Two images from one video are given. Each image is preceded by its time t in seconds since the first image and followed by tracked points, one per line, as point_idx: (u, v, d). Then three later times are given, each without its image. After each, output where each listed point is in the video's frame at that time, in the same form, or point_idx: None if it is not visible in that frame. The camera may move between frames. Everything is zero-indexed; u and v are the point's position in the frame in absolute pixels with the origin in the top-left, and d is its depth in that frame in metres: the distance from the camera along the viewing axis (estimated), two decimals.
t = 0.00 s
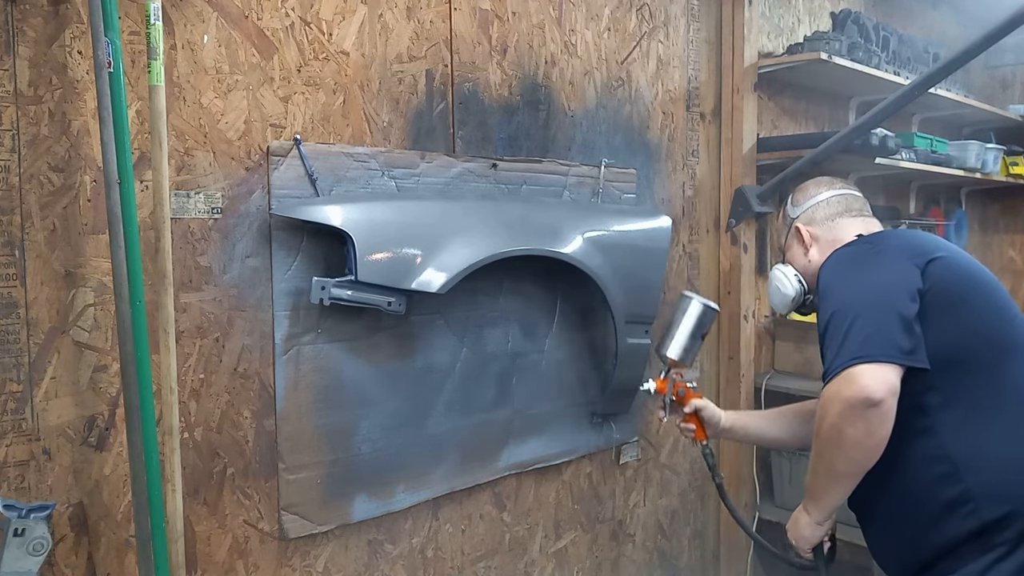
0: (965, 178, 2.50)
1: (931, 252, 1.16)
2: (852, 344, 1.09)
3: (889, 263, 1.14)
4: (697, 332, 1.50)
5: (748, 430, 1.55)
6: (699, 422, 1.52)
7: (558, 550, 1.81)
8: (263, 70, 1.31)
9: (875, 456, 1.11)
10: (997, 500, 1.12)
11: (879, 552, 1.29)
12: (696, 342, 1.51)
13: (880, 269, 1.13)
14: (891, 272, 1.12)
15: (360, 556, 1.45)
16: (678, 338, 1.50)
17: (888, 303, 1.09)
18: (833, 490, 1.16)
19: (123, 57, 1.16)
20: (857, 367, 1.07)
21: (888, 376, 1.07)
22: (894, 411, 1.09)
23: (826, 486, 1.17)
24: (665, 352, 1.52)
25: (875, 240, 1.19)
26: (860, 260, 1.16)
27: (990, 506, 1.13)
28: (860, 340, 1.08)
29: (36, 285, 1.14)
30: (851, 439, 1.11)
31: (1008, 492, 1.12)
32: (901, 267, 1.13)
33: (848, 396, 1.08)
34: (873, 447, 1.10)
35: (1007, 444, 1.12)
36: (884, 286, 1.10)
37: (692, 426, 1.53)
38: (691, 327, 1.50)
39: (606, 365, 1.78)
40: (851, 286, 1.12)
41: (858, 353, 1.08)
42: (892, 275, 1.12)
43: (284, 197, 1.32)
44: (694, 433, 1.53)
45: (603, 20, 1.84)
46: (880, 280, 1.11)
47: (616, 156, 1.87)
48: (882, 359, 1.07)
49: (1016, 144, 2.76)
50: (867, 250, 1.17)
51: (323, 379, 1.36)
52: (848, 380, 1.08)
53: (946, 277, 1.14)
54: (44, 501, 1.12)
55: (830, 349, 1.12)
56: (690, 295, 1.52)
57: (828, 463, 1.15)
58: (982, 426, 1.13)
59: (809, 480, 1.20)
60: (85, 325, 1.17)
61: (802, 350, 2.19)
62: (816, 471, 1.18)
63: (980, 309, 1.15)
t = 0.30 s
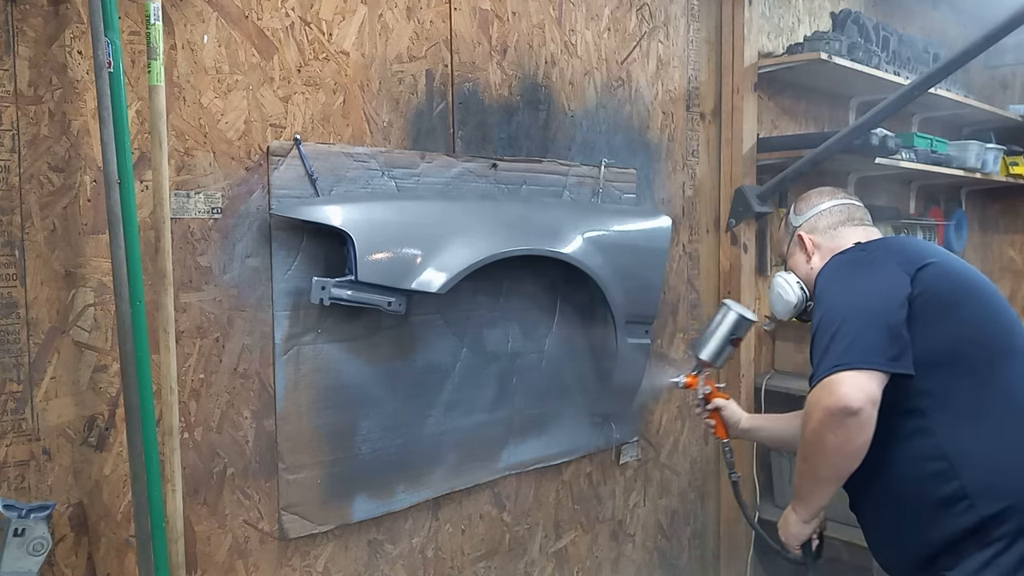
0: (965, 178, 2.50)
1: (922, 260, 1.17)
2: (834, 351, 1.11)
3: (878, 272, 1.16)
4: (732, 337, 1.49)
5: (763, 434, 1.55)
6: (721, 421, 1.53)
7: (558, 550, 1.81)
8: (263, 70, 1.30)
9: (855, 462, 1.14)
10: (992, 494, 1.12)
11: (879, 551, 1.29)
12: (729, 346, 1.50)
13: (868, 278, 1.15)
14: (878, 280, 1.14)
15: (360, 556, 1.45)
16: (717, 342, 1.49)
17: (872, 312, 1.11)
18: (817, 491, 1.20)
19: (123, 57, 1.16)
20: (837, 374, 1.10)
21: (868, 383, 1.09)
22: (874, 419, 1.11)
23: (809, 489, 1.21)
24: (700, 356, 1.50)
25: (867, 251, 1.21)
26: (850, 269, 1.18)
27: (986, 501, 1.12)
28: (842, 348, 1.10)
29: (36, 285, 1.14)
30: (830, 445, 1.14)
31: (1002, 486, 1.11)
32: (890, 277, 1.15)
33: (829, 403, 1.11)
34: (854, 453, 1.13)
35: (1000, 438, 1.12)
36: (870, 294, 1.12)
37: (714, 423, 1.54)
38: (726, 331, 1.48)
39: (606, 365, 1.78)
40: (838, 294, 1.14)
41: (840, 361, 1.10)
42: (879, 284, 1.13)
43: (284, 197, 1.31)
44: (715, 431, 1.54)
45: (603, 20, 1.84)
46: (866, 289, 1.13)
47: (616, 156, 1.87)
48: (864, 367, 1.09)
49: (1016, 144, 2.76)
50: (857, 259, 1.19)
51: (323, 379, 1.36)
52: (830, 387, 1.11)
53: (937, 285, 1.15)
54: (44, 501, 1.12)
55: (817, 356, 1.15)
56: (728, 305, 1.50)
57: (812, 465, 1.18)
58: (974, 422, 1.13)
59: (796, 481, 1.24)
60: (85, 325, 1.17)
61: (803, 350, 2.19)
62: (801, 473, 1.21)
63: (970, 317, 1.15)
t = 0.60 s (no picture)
0: (965, 178, 2.50)
1: (912, 267, 1.18)
2: (818, 359, 1.14)
3: (866, 279, 1.17)
4: (766, 337, 1.65)
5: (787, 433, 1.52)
6: (755, 415, 1.57)
7: (558, 550, 1.81)
8: (263, 70, 1.31)
9: (837, 468, 1.17)
10: (987, 493, 1.12)
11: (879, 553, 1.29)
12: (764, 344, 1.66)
13: (855, 286, 1.16)
14: (865, 287, 1.16)
15: (360, 556, 1.45)
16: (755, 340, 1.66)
17: (855, 319, 1.13)
18: (802, 494, 1.24)
19: (122, 57, 1.16)
20: (819, 382, 1.13)
21: (850, 389, 1.11)
22: (857, 426, 1.14)
23: (794, 490, 1.25)
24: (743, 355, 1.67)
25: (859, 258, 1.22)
26: (839, 276, 1.19)
27: (981, 500, 1.12)
28: (825, 355, 1.13)
29: (36, 285, 1.14)
30: (812, 452, 1.17)
31: (998, 483, 1.11)
32: (878, 284, 1.16)
33: (811, 409, 1.14)
34: (835, 459, 1.16)
35: (994, 437, 1.12)
36: (855, 302, 1.14)
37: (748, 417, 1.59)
38: (761, 331, 1.65)
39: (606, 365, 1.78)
40: (824, 302, 1.16)
41: (823, 367, 1.13)
42: (866, 291, 1.15)
43: (284, 197, 1.31)
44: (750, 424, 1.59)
45: (603, 20, 1.84)
46: (851, 296, 1.15)
47: (616, 156, 1.87)
48: (846, 373, 1.11)
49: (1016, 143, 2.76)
50: (846, 267, 1.21)
51: (323, 379, 1.36)
52: (814, 393, 1.14)
53: (927, 291, 1.15)
54: (44, 501, 1.12)
55: (804, 362, 1.18)
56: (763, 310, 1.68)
57: (795, 469, 1.22)
58: (967, 421, 1.13)
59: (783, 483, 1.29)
60: (85, 325, 1.17)
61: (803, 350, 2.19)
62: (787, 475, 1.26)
63: (962, 322, 1.15)
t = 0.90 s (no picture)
0: (965, 178, 2.50)
1: (908, 268, 1.18)
2: (817, 362, 1.15)
3: (862, 281, 1.17)
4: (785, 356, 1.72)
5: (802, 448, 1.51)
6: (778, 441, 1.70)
7: (558, 550, 1.81)
8: (263, 70, 1.30)
9: (837, 471, 1.18)
10: (986, 494, 1.11)
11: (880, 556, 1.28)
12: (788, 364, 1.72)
13: (852, 288, 1.17)
14: (861, 289, 1.16)
15: (360, 556, 1.45)
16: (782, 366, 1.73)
17: (852, 320, 1.13)
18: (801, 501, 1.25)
19: (122, 56, 1.16)
20: (818, 385, 1.14)
21: (849, 391, 1.12)
22: (857, 429, 1.14)
23: (794, 496, 1.25)
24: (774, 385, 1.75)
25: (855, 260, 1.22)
26: (835, 279, 1.20)
27: (981, 502, 1.12)
28: (823, 357, 1.14)
29: (35, 285, 1.14)
30: (812, 455, 1.18)
31: (997, 484, 1.11)
32: (874, 286, 1.16)
33: (810, 411, 1.15)
34: (835, 463, 1.16)
35: (992, 438, 1.12)
36: (852, 304, 1.14)
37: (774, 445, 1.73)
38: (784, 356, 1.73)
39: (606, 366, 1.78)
40: (821, 305, 1.17)
41: (821, 369, 1.14)
42: (863, 293, 1.15)
43: (284, 197, 1.31)
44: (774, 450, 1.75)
45: (603, 20, 1.84)
46: (847, 298, 1.16)
47: (616, 156, 1.87)
48: (844, 374, 1.12)
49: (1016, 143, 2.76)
50: (841, 269, 1.22)
51: (323, 379, 1.36)
52: (812, 395, 1.14)
53: (924, 292, 1.16)
54: (44, 501, 1.12)
55: (803, 365, 1.19)
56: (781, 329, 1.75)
57: (794, 474, 1.23)
58: (965, 422, 1.13)
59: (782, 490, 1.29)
60: (85, 325, 1.17)
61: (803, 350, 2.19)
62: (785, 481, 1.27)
63: (958, 323, 1.15)
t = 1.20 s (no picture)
0: (965, 178, 2.50)
1: (910, 271, 1.18)
2: (824, 367, 1.14)
3: (866, 284, 1.17)
4: (750, 375, 1.53)
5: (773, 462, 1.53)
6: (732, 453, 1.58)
7: (558, 550, 1.81)
8: (263, 70, 1.31)
9: (845, 478, 1.16)
10: (996, 496, 1.11)
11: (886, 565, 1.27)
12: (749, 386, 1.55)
13: (856, 291, 1.16)
14: (865, 292, 1.16)
15: (360, 556, 1.45)
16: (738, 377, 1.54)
17: (859, 324, 1.12)
18: (806, 512, 1.22)
19: (122, 57, 1.16)
20: (827, 389, 1.12)
21: (859, 395, 1.11)
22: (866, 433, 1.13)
23: (799, 505, 1.22)
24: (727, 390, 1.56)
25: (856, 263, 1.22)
26: (838, 283, 1.20)
27: (992, 504, 1.12)
28: (830, 361, 1.13)
29: (36, 285, 1.14)
30: (821, 461, 1.16)
31: (1006, 485, 1.11)
32: (878, 289, 1.16)
33: (819, 416, 1.13)
34: (843, 468, 1.15)
35: (999, 440, 1.12)
36: (859, 308, 1.14)
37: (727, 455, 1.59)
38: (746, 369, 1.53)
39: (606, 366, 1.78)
40: (826, 309, 1.16)
41: (829, 374, 1.13)
42: (868, 297, 1.15)
43: (284, 197, 1.31)
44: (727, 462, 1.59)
45: (603, 20, 1.84)
46: (852, 302, 1.15)
47: (616, 156, 1.87)
48: (853, 378, 1.11)
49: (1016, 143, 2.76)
50: (843, 273, 1.21)
51: (323, 379, 1.36)
52: (822, 400, 1.13)
53: (928, 295, 1.16)
54: (44, 501, 1.12)
55: (808, 370, 1.17)
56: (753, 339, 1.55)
57: (800, 483, 1.20)
58: (972, 424, 1.13)
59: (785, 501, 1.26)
60: (85, 325, 1.17)
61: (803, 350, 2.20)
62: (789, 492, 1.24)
63: (961, 324, 1.16)
